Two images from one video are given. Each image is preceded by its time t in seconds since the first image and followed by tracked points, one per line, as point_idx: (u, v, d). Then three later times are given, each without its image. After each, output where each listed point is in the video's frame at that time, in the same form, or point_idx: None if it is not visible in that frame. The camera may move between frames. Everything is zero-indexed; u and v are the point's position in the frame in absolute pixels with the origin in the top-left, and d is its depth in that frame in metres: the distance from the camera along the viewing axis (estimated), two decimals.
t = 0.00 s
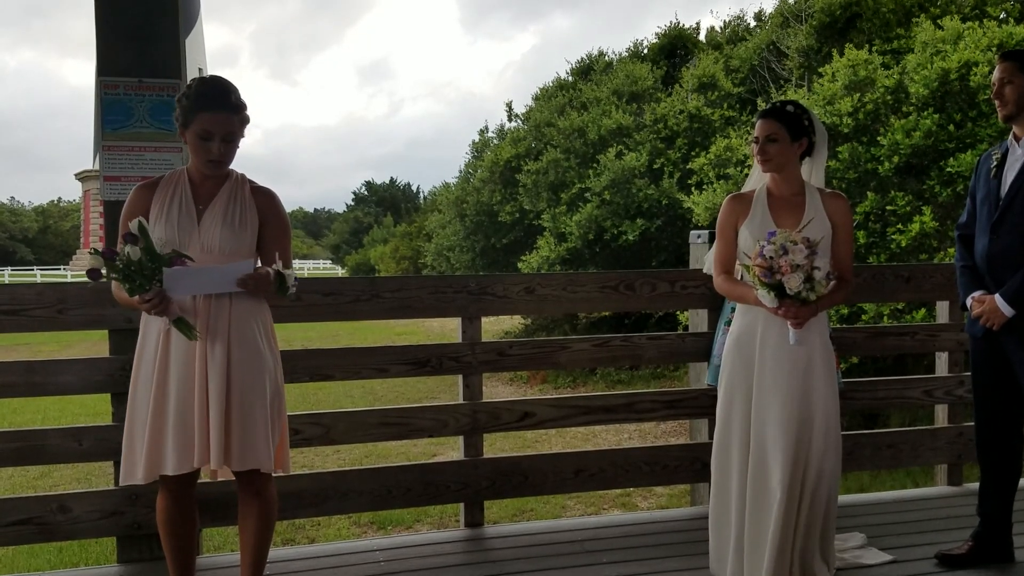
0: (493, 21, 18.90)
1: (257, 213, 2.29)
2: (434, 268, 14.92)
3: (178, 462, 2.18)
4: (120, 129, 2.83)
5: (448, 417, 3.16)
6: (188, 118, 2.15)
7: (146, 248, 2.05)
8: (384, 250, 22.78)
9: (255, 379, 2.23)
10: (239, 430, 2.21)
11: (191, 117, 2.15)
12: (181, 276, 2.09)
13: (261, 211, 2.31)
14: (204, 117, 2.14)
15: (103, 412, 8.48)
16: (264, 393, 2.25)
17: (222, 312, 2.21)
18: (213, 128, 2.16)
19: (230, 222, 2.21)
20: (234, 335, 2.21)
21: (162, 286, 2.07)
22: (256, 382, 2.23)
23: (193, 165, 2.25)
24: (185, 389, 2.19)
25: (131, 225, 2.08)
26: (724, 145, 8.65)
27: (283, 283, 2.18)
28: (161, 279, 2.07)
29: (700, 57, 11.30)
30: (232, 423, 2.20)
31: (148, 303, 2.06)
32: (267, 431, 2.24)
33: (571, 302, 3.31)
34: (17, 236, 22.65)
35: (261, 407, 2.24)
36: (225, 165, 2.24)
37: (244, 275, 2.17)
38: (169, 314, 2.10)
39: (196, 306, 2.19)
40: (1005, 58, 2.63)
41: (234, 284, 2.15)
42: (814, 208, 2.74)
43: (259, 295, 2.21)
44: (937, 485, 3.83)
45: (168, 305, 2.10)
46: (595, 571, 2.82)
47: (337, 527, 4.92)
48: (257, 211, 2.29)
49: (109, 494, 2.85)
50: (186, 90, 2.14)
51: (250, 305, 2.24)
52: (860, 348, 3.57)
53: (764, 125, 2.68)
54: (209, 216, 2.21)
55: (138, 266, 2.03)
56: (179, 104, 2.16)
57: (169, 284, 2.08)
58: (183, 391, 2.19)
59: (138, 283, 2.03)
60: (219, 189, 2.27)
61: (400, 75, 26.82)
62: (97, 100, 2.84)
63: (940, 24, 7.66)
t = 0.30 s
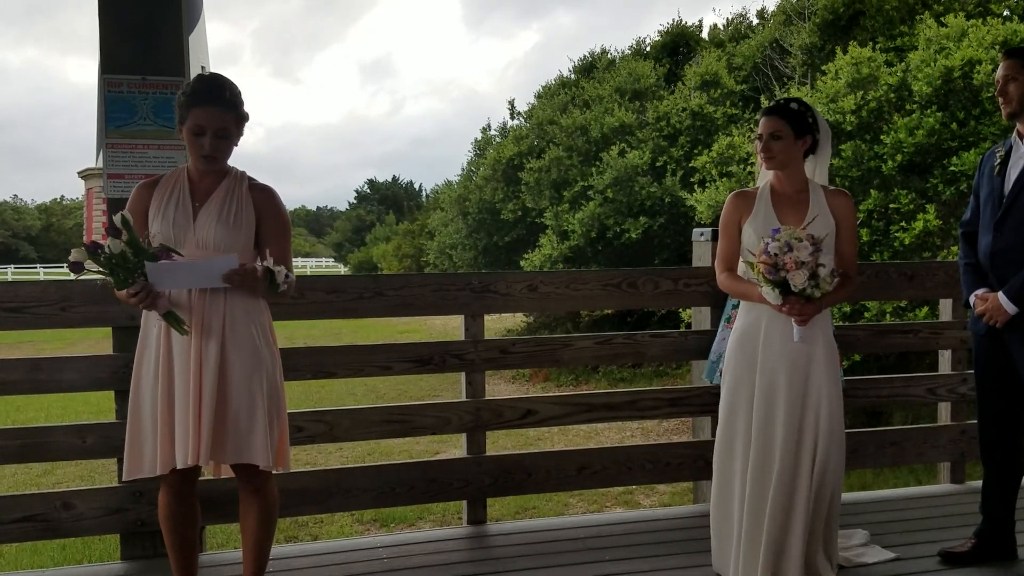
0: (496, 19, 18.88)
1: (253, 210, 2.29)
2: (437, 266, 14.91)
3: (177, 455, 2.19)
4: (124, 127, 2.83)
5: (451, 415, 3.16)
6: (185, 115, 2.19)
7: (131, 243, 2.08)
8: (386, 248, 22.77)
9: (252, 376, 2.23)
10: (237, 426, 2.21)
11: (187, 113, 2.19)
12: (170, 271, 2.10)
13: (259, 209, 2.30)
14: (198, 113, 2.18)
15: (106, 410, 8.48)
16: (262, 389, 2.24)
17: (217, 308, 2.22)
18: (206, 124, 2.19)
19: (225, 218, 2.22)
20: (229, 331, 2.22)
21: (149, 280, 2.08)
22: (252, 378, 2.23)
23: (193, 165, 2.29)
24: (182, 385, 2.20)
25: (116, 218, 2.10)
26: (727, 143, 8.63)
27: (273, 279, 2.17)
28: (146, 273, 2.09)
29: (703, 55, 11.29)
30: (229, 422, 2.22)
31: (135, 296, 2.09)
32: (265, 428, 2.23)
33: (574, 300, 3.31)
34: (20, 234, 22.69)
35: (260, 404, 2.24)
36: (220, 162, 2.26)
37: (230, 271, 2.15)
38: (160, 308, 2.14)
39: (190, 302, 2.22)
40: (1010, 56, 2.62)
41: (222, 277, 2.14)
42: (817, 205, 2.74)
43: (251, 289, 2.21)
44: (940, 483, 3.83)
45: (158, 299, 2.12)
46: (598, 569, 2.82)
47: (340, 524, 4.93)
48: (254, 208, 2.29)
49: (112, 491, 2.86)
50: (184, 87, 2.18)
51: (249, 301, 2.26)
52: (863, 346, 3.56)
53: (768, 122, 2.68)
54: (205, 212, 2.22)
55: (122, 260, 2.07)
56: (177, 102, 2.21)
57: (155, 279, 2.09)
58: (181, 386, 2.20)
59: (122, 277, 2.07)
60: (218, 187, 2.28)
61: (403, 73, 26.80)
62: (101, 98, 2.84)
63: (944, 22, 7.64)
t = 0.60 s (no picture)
0: (497, 18, 18.88)
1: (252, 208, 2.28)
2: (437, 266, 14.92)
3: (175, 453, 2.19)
4: (126, 126, 2.83)
5: (452, 414, 3.16)
6: (183, 111, 2.20)
7: (118, 242, 2.10)
8: (388, 247, 22.77)
9: (250, 375, 2.22)
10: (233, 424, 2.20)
11: (185, 110, 2.19)
12: (158, 271, 2.10)
13: (257, 207, 2.30)
14: (193, 109, 2.18)
15: (107, 409, 8.48)
16: (261, 388, 2.24)
17: (214, 306, 2.22)
18: (202, 120, 2.19)
19: (222, 216, 2.22)
20: (227, 329, 2.22)
21: (138, 278, 2.10)
22: (250, 377, 2.22)
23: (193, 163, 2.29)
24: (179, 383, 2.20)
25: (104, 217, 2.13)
26: (728, 142, 8.63)
27: (265, 277, 2.16)
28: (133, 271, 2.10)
29: (704, 54, 11.29)
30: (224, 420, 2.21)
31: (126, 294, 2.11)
32: (262, 427, 2.22)
33: (576, 299, 3.31)
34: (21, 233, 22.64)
35: (258, 403, 2.23)
36: (218, 159, 2.26)
37: (217, 269, 2.14)
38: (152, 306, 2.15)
39: (186, 300, 2.23)
40: (1011, 55, 2.62)
41: (210, 274, 2.13)
42: (820, 204, 2.74)
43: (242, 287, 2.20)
44: (942, 483, 3.83)
45: (149, 296, 2.12)
46: (600, 568, 2.82)
47: (341, 523, 4.93)
48: (253, 205, 2.29)
49: (114, 490, 2.86)
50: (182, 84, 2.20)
51: (246, 299, 2.26)
52: (865, 345, 3.56)
53: (771, 120, 2.68)
54: (203, 210, 2.22)
55: (110, 259, 2.09)
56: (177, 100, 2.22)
57: (143, 276, 2.10)
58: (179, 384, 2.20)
59: (111, 276, 2.09)
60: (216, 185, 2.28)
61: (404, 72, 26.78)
62: (103, 97, 2.84)
63: (946, 21, 7.64)
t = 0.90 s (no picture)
0: (499, 22, 18.91)
1: (253, 210, 2.28)
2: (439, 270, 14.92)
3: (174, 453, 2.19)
4: (129, 129, 2.84)
5: (454, 417, 3.16)
6: (183, 115, 2.21)
7: (109, 243, 2.14)
8: (389, 251, 22.77)
9: (249, 376, 2.22)
10: (230, 424, 2.20)
11: (184, 113, 2.21)
12: (147, 271, 2.10)
13: (257, 209, 2.29)
14: (192, 113, 2.19)
15: (109, 413, 8.49)
16: (259, 390, 2.24)
17: (212, 306, 2.23)
18: (201, 124, 2.20)
19: (221, 218, 2.22)
20: (224, 330, 2.22)
21: (129, 277, 2.11)
22: (248, 379, 2.22)
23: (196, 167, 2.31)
24: (179, 383, 2.21)
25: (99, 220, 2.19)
26: (731, 146, 8.62)
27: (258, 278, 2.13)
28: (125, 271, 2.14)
29: (706, 58, 11.31)
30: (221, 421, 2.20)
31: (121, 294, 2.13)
32: (259, 429, 2.22)
33: (578, 303, 3.31)
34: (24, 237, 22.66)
35: (256, 403, 2.23)
36: (218, 162, 2.27)
37: (206, 269, 2.13)
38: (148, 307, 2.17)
39: (184, 301, 2.24)
40: (1014, 59, 2.62)
41: (199, 274, 2.13)
42: (823, 207, 2.73)
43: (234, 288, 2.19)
44: (944, 487, 3.82)
45: (143, 297, 2.15)
46: (603, 572, 2.82)
47: (343, 527, 4.92)
48: (254, 208, 2.28)
49: (116, 494, 2.86)
50: (183, 88, 2.21)
51: (244, 300, 2.25)
52: (868, 349, 3.56)
53: (775, 124, 2.67)
54: (203, 213, 2.23)
55: (102, 259, 2.14)
56: (178, 104, 2.24)
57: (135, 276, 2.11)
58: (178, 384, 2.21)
59: (105, 276, 2.14)
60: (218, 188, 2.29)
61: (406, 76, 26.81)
62: (106, 100, 2.85)
63: (948, 25, 7.64)
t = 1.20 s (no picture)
0: (503, 29, 18.97)
1: (255, 218, 2.28)
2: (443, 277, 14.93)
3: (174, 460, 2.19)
4: (133, 137, 2.85)
5: (457, 424, 3.16)
6: (184, 123, 2.22)
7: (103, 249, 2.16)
8: (393, 258, 22.78)
9: (247, 383, 2.22)
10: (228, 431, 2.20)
11: (186, 122, 2.22)
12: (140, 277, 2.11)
13: (259, 216, 2.29)
14: (193, 123, 2.20)
15: (113, 419, 8.50)
16: (258, 397, 2.23)
17: (210, 313, 2.23)
18: (202, 133, 2.21)
19: (222, 225, 2.23)
20: (224, 336, 2.22)
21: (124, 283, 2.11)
22: (247, 385, 2.22)
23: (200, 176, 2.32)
24: (178, 390, 2.22)
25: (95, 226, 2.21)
26: (734, 154, 8.63)
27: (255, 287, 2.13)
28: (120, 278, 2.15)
29: (709, 66, 11.33)
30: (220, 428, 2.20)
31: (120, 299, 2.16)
32: (257, 436, 2.21)
33: (581, 310, 3.31)
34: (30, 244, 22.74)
35: (254, 409, 2.22)
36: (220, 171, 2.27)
37: (198, 275, 2.13)
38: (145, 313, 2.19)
39: (185, 308, 2.25)
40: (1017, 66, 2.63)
41: (192, 280, 2.13)
42: (826, 214, 2.74)
43: (228, 294, 2.18)
44: (948, 495, 3.80)
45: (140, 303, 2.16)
46: None
47: (346, 534, 4.91)
48: (255, 215, 2.28)
49: (119, 501, 2.86)
50: (185, 97, 2.22)
51: (244, 308, 2.24)
52: (871, 357, 3.55)
53: (778, 132, 2.68)
54: (205, 222, 2.24)
55: (96, 266, 2.15)
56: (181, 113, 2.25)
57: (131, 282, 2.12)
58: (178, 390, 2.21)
59: (101, 283, 2.15)
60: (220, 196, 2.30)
61: (409, 83, 26.88)
62: (111, 108, 2.87)
63: (951, 33, 7.65)
